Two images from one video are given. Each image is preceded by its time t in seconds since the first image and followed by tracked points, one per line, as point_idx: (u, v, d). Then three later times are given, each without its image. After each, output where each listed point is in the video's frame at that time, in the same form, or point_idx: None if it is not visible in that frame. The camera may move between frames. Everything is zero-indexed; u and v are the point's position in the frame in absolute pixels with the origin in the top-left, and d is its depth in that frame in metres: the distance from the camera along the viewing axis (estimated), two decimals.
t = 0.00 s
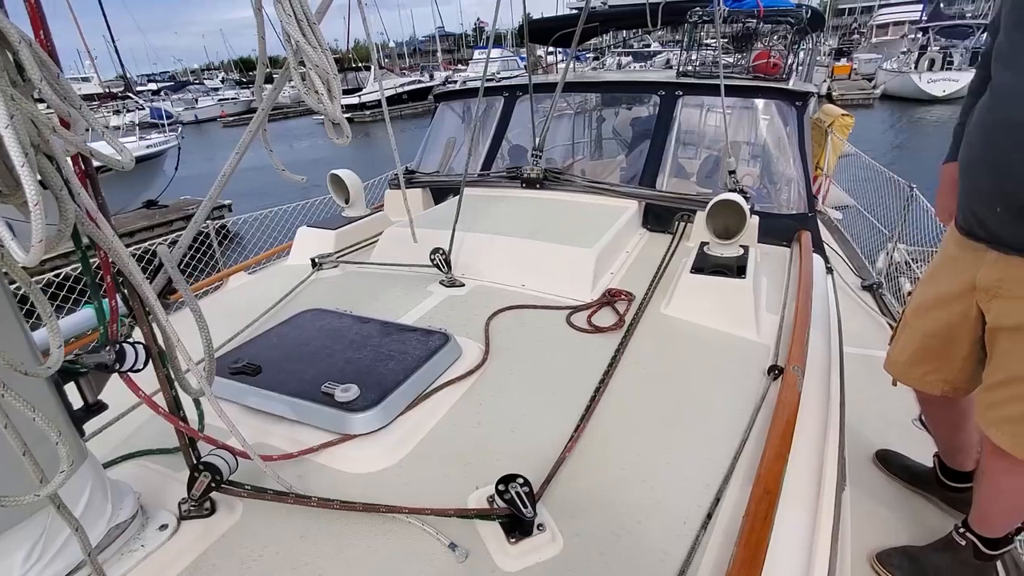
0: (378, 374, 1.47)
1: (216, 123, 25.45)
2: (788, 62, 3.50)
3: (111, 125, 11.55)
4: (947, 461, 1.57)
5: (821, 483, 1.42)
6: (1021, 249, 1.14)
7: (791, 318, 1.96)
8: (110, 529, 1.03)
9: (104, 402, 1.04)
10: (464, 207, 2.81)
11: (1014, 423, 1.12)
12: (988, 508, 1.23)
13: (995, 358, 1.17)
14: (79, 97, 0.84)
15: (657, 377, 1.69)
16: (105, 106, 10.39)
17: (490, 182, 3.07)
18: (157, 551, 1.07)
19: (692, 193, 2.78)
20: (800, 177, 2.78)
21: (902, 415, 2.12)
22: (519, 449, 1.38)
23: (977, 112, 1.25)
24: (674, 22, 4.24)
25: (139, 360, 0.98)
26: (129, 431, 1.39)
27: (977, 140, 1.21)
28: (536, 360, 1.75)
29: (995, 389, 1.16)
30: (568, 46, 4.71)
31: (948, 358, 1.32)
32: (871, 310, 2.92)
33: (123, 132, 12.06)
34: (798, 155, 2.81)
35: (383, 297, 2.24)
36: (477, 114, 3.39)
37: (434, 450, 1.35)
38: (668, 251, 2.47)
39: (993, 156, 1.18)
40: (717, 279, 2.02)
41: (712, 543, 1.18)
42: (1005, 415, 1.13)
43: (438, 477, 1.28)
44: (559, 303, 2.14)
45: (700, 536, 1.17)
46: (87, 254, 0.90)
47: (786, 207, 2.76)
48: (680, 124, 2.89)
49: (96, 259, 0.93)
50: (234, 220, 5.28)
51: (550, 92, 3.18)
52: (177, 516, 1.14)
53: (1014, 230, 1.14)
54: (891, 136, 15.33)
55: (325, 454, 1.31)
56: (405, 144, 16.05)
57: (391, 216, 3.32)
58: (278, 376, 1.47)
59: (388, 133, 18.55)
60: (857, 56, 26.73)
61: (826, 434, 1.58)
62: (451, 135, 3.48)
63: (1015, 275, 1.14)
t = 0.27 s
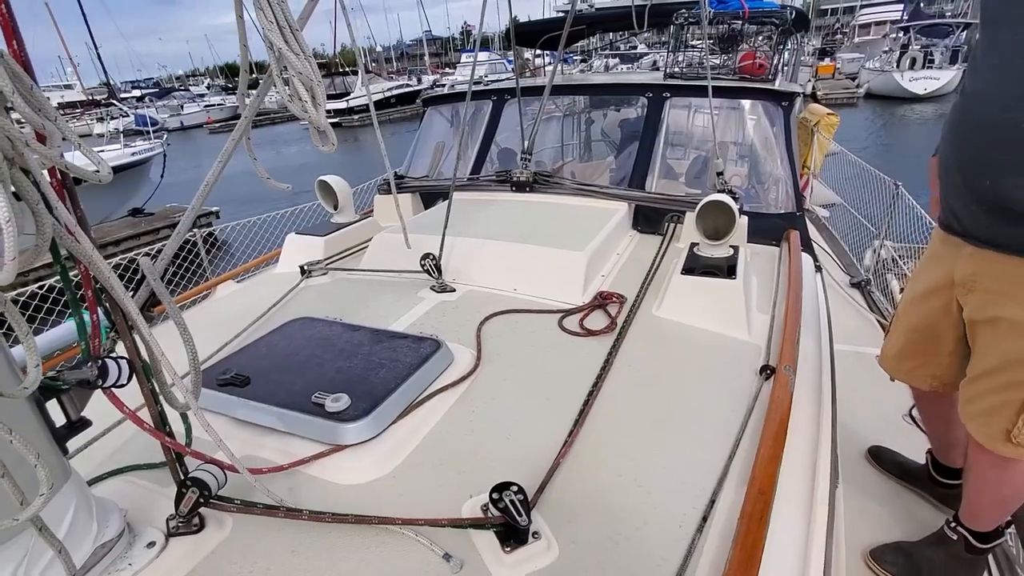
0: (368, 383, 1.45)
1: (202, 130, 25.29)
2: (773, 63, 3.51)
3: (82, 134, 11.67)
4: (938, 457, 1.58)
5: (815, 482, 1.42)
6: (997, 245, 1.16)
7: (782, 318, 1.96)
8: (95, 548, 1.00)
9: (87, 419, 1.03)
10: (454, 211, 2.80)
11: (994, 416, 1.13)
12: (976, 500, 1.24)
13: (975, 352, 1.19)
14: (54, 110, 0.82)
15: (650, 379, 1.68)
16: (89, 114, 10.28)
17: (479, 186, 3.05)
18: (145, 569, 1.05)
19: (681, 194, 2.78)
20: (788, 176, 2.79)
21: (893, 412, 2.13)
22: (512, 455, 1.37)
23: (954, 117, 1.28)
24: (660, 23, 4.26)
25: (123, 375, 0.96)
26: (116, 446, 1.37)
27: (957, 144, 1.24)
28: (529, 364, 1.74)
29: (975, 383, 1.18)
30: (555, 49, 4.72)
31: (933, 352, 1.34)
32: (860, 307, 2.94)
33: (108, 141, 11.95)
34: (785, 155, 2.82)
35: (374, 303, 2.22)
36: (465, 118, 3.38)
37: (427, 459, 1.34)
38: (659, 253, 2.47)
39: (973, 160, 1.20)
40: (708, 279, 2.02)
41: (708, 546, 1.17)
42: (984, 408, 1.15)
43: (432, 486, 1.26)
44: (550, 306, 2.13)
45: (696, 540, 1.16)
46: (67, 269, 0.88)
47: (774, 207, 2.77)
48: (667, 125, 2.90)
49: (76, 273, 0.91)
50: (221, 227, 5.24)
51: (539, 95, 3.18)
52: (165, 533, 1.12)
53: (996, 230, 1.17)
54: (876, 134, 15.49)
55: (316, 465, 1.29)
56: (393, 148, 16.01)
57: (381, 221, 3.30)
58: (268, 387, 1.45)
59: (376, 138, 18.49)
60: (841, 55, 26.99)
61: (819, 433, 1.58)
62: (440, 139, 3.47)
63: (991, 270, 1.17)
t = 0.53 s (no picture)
0: (370, 386, 1.44)
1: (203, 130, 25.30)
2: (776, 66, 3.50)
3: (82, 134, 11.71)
4: (944, 462, 1.56)
5: (821, 489, 1.40)
6: (999, 247, 1.15)
7: (787, 322, 1.94)
8: (94, 554, 0.98)
9: (85, 423, 1.01)
10: (456, 213, 2.79)
11: (997, 421, 1.12)
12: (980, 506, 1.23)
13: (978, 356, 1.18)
14: (53, 109, 0.81)
15: (654, 384, 1.67)
16: (89, 115, 10.27)
17: (481, 188, 3.04)
18: None
19: (684, 197, 2.77)
20: (791, 180, 2.77)
21: (898, 417, 2.11)
22: (516, 461, 1.35)
23: (955, 121, 1.27)
24: (662, 26, 4.25)
25: (122, 378, 0.94)
26: (115, 450, 1.35)
27: (960, 148, 1.23)
28: (531, 368, 1.73)
29: (977, 387, 1.16)
30: (557, 51, 4.71)
31: (937, 355, 1.33)
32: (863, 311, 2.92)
33: (109, 141, 11.94)
34: (789, 158, 2.80)
35: (375, 305, 2.21)
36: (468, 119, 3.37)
37: (429, 463, 1.32)
38: (662, 256, 2.46)
39: (977, 164, 1.18)
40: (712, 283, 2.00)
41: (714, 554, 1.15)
42: (987, 413, 1.14)
43: (434, 491, 1.24)
44: (553, 309, 2.12)
45: (702, 548, 1.14)
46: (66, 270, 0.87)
47: (778, 210, 2.75)
48: (671, 128, 2.88)
49: (75, 275, 0.89)
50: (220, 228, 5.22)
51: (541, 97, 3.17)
52: (163, 539, 1.10)
53: (1003, 234, 1.14)
54: (877, 138, 15.49)
55: (317, 470, 1.27)
56: (394, 149, 16.01)
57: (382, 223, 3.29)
58: (268, 390, 1.43)
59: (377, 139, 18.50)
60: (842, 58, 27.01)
61: (825, 439, 1.56)
62: (442, 141, 3.45)
63: (992, 272, 1.16)
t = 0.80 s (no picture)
0: (371, 386, 1.43)
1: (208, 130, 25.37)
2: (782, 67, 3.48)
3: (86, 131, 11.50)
4: (952, 469, 1.54)
5: (827, 495, 1.38)
6: (1011, 249, 1.14)
7: (792, 326, 1.93)
8: (90, 554, 0.97)
9: (83, 421, 1.00)
10: (459, 213, 2.78)
11: (1008, 426, 1.10)
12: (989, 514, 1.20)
13: (990, 359, 1.16)
14: (53, 104, 0.79)
15: (658, 387, 1.65)
16: (95, 114, 10.30)
17: (484, 188, 3.03)
18: None
19: (689, 199, 2.75)
20: (798, 182, 2.75)
21: (904, 421, 2.09)
22: (517, 463, 1.34)
23: (966, 123, 1.24)
24: (668, 27, 4.23)
25: (120, 376, 0.93)
26: (114, 448, 1.34)
27: (971, 150, 1.21)
28: (534, 369, 1.71)
29: (988, 391, 1.14)
30: (562, 52, 4.70)
31: (946, 359, 1.31)
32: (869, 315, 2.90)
33: (114, 140, 11.97)
34: (795, 160, 2.78)
35: (377, 305, 2.20)
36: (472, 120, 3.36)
37: (429, 465, 1.31)
38: (666, 258, 2.44)
39: (988, 166, 1.17)
40: (716, 286, 1.99)
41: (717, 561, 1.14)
42: (998, 418, 1.12)
43: (434, 494, 1.23)
44: (556, 310, 2.10)
45: (705, 555, 1.12)
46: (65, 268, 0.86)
47: (784, 213, 2.74)
48: (676, 129, 2.87)
49: (74, 272, 0.88)
50: (224, 226, 5.21)
51: (546, 98, 3.16)
52: (160, 539, 1.09)
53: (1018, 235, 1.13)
54: (883, 141, 15.43)
55: (316, 470, 1.26)
56: (399, 149, 16.01)
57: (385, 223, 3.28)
58: (268, 390, 1.42)
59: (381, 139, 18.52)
60: (849, 61, 26.93)
61: (830, 444, 1.54)
62: (445, 141, 3.44)
63: (1004, 275, 1.14)
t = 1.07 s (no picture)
0: (368, 385, 1.44)
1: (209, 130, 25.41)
2: (781, 69, 3.49)
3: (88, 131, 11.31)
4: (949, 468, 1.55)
5: (820, 495, 1.39)
6: (1000, 247, 1.15)
7: (788, 327, 1.93)
8: (87, 550, 0.98)
9: (81, 418, 1.01)
10: (458, 214, 2.79)
11: (997, 423, 1.10)
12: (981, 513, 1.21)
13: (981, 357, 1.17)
14: (49, 105, 0.81)
15: (654, 387, 1.66)
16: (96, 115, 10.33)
17: (484, 189, 3.04)
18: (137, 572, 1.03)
19: (687, 200, 2.76)
20: (796, 183, 2.76)
21: (900, 422, 2.10)
22: (511, 462, 1.35)
23: (959, 123, 1.25)
24: (668, 28, 4.24)
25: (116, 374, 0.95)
26: (112, 446, 1.36)
27: (963, 150, 1.21)
28: (530, 369, 1.72)
29: (980, 389, 1.15)
30: (562, 53, 4.71)
31: (940, 357, 1.32)
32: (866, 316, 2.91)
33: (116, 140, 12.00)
34: (793, 161, 2.80)
35: (376, 305, 2.21)
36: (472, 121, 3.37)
37: (425, 464, 1.32)
38: (664, 259, 2.45)
39: (981, 166, 1.17)
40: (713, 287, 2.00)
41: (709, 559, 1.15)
42: (988, 415, 1.12)
43: (429, 492, 1.24)
44: (553, 311, 2.11)
45: (697, 554, 1.14)
46: (63, 267, 0.87)
47: (782, 214, 2.74)
48: (674, 131, 2.88)
49: (72, 271, 0.89)
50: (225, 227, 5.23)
51: (545, 99, 3.17)
52: (157, 536, 1.10)
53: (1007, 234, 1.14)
54: (884, 142, 15.42)
55: (313, 469, 1.27)
56: (400, 150, 16.02)
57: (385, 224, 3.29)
58: (266, 389, 1.43)
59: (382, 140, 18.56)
60: (850, 62, 26.94)
61: (824, 444, 1.55)
62: (445, 142, 3.46)
63: (994, 274, 1.15)
